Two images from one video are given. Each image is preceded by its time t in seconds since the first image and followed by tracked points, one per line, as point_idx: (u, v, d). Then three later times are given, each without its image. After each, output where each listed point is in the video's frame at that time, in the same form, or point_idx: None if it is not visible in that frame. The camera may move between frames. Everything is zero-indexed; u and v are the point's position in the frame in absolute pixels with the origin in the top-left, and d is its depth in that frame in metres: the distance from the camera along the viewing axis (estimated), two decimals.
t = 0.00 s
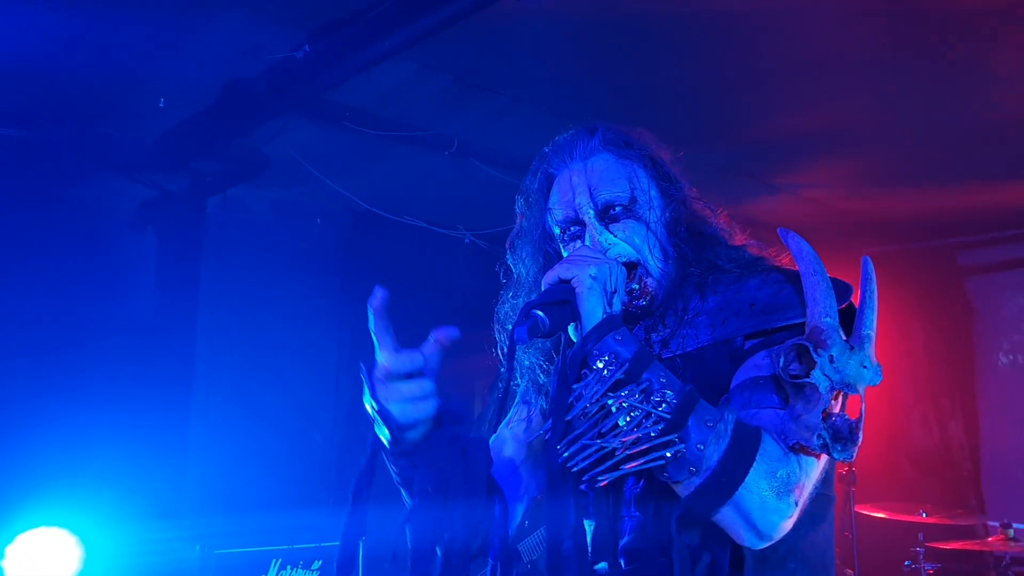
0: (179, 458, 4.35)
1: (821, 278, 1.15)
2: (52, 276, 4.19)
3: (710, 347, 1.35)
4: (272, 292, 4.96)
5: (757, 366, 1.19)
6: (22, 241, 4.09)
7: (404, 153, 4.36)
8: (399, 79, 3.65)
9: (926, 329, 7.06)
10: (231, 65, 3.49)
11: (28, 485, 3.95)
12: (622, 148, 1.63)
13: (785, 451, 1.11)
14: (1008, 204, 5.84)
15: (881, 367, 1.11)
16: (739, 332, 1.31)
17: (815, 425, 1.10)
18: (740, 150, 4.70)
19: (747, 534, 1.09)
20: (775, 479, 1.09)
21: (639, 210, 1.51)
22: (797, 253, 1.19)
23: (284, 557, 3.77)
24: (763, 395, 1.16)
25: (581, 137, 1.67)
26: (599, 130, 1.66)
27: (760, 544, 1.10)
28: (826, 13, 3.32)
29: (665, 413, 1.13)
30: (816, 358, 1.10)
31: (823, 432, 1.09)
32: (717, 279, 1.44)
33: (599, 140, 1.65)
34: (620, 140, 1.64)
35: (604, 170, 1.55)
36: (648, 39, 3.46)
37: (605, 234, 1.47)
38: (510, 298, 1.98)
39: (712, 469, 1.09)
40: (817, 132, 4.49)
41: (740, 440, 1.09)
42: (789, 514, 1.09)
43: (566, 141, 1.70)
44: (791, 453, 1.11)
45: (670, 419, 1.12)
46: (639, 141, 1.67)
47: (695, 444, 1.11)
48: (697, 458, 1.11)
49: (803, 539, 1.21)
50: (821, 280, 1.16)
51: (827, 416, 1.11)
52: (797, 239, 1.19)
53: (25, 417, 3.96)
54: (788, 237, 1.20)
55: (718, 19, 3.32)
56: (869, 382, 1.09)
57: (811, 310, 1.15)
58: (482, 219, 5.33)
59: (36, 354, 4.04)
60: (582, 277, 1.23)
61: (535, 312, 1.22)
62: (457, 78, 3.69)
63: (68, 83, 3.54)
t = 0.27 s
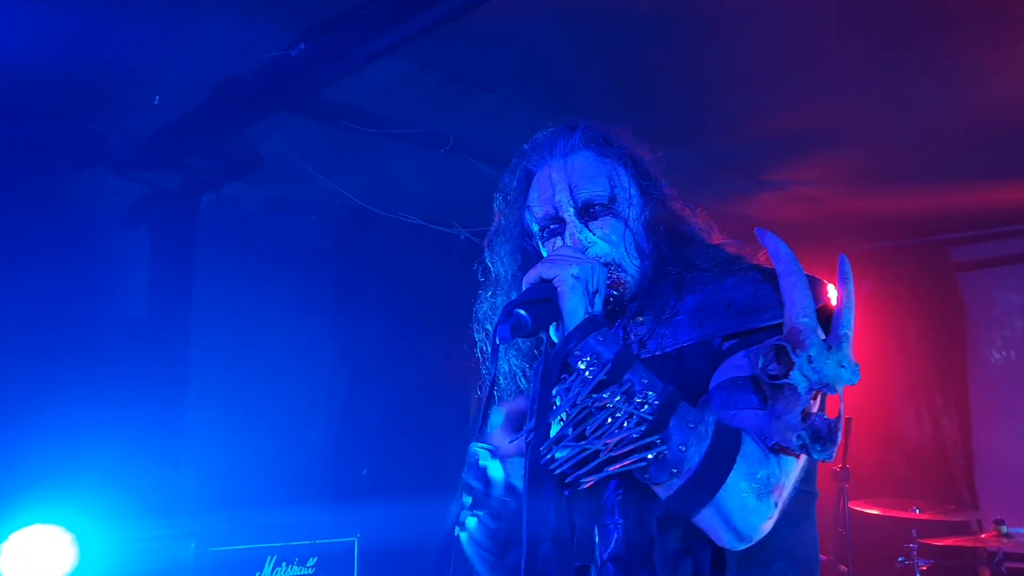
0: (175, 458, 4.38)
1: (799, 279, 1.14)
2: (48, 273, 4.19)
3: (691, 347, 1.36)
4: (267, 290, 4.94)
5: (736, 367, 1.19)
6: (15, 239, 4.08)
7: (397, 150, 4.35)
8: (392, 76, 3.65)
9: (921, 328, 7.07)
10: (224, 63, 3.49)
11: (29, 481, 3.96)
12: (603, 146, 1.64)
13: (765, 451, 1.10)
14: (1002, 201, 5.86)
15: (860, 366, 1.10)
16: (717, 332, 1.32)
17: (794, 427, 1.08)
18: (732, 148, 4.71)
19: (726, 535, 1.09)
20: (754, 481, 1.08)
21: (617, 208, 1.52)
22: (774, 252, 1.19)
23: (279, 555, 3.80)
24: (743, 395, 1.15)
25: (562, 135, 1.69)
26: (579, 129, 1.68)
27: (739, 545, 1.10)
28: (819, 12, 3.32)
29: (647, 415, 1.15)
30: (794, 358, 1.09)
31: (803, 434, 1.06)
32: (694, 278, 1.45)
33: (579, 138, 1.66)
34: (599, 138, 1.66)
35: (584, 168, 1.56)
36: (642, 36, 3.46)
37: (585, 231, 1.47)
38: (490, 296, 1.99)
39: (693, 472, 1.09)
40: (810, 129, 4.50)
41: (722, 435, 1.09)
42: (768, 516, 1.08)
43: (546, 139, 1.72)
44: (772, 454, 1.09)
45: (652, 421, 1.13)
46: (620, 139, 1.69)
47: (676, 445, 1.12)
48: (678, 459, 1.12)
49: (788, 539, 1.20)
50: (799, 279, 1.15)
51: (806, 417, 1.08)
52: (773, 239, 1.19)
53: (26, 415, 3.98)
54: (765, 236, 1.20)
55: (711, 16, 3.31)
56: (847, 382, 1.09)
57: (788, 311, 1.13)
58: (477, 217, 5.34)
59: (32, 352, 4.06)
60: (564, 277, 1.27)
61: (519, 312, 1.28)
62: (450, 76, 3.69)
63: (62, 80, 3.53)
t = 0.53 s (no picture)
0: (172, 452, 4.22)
1: (759, 280, 1.19)
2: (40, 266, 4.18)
3: (662, 348, 1.35)
4: (263, 283, 4.93)
5: (706, 365, 1.21)
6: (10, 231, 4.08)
7: (395, 143, 4.35)
8: (389, 70, 3.64)
9: (918, 324, 7.10)
10: (221, 55, 3.48)
11: (25, 472, 3.92)
12: (576, 143, 1.67)
13: (735, 454, 1.11)
14: (997, 197, 5.87)
15: (824, 358, 1.12)
16: (687, 332, 1.31)
17: (760, 427, 1.08)
18: (731, 142, 4.71)
19: (702, 539, 1.10)
20: (725, 484, 1.09)
21: (590, 205, 1.54)
22: (733, 249, 1.24)
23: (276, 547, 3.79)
24: (712, 396, 1.16)
25: (534, 133, 1.71)
26: (552, 127, 1.71)
27: (715, 548, 1.11)
28: (818, 7, 3.32)
29: (617, 425, 1.15)
30: (755, 359, 1.10)
31: (768, 434, 1.06)
32: (665, 275, 1.45)
33: (552, 135, 1.68)
34: (572, 136, 1.68)
35: (557, 166, 1.58)
36: (640, 31, 3.45)
37: (557, 229, 1.48)
38: (467, 295, 2.01)
39: (665, 479, 1.09)
40: (809, 124, 4.50)
41: (694, 439, 1.11)
42: (742, 518, 1.10)
43: (518, 136, 1.74)
44: (742, 456, 1.11)
45: (623, 430, 1.14)
46: (593, 137, 1.73)
47: (647, 454, 1.12)
48: (650, 467, 1.12)
49: (774, 534, 1.19)
50: (758, 279, 1.19)
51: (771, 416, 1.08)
52: (734, 240, 1.24)
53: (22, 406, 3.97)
54: (726, 236, 1.25)
55: (709, 10, 3.31)
56: (812, 377, 1.10)
57: (750, 312, 1.17)
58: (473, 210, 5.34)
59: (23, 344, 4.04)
60: (530, 289, 1.27)
61: (484, 330, 1.27)
62: (447, 69, 3.68)
63: (57, 72, 3.52)
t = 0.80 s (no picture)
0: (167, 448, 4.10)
1: (729, 275, 1.17)
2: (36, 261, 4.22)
3: (640, 346, 1.35)
4: (257, 277, 4.96)
5: (684, 363, 1.22)
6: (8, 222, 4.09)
7: (393, 136, 4.36)
8: (388, 63, 3.64)
9: (913, 318, 7.14)
10: (220, 47, 3.48)
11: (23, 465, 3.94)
12: (545, 140, 1.60)
13: (718, 454, 1.10)
14: (993, 193, 5.89)
15: (798, 353, 1.13)
16: (664, 329, 1.32)
17: (740, 425, 1.07)
18: (727, 139, 4.74)
19: (690, 541, 1.10)
20: (710, 484, 1.08)
21: (562, 204, 1.49)
22: (704, 247, 1.22)
23: (271, 539, 3.83)
24: (691, 395, 1.16)
25: (502, 130, 1.63)
26: (520, 124, 1.62)
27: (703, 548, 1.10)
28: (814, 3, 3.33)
29: (599, 434, 1.13)
30: (728, 358, 1.10)
31: (747, 433, 1.06)
32: (639, 270, 1.45)
33: (521, 133, 1.61)
34: (542, 134, 1.61)
35: (526, 165, 1.52)
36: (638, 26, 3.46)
37: (529, 230, 1.43)
38: (443, 297, 1.96)
39: (650, 484, 1.08)
40: (805, 120, 4.52)
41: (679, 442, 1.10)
42: (728, 517, 1.09)
43: (487, 135, 1.65)
44: (724, 455, 1.09)
45: (605, 438, 1.11)
46: (563, 133, 1.65)
47: (631, 460, 1.10)
48: (634, 473, 1.10)
49: (766, 521, 1.20)
50: (729, 275, 1.18)
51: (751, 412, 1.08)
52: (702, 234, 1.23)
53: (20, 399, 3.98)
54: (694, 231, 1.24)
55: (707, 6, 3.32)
56: (786, 373, 1.11)
57: (722, 310, 1.16)
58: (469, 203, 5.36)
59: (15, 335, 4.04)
60: (504, 300, 1.24)
61: (461, 349, 1.21)
62: (446, 62, 3.68)
63: (56, 64, 3.53)
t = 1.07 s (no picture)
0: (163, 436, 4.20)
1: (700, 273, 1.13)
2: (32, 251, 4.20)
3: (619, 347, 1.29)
4: (256, 268, 4.97)
5: (663, 362, 1.19)
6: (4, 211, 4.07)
7: (392, 127, 4.34)
8: (388, 53, 3.63)
9: (911, 314, 7.17)
10: (220, 35, 3.46)
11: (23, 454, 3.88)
12: (519, 141, 1.58)
13: (697, 454, 1.08)
14: (992, 190, 5.91)
15: (773, 350, 1.09)
16: (643, 329, 1.26)
17: (715, 426, 1.05)
18: (725, 133, 4.74)
19: (673, 542, 1.08)
20: (691, 485, 1.06)
21: (539, 206, 1.49)
22: (677, 248, 1.17)
23: (270, 530, 3.82)
24: (667, 395, 1.14)
25: (475, 132, 1.60)
26: (494, 124, 1.60)
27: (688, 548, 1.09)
28: None
29: (581, 439, 1.11)
30: (702, 361, 1.06)
31: (722, 434, 1.04)
32: (617, 269, 1.39)
33: (493, 135, 1.58)
34: (515, 135, 1.58)
35: (501, 167, 1.51)
36: (640, 18, 3.45)
37: (507, 235, 1.44)
38: (422, 300, 1.94)
39: (631, 487, 1.06)
40: (805, 116, 4.53)
41: (656, 447, 1.07)
42: (711, 516, 1.07)
43: (460, 136, 1.63)
44: (703, 455, 1.08)
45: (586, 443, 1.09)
46: (536, 131, 1.62)
47: (613, 465, 1.08)
48: (616, 478, 1.08)
49: (757, 509, 1.20)
50: (701, 274, 1.13)
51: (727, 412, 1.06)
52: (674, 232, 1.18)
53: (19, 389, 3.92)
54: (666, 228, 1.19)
55: None
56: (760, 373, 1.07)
57: (695, 311, 1.11)
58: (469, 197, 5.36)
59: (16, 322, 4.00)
60: (482, 309, 1.26)
61: (438, 362, 1.22)
62: (447, 53, 3.67)
63: (54, 52, 3.50)
